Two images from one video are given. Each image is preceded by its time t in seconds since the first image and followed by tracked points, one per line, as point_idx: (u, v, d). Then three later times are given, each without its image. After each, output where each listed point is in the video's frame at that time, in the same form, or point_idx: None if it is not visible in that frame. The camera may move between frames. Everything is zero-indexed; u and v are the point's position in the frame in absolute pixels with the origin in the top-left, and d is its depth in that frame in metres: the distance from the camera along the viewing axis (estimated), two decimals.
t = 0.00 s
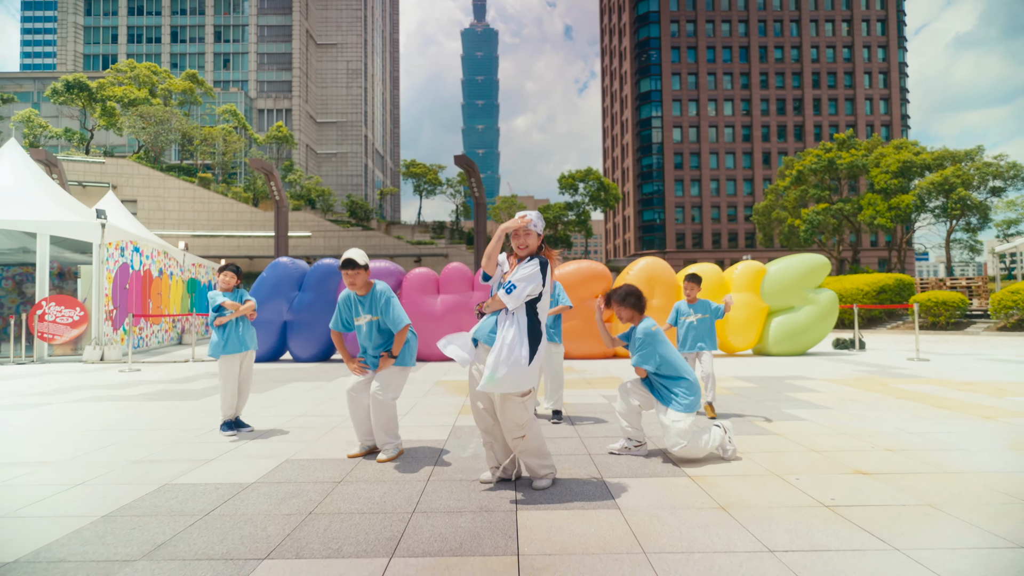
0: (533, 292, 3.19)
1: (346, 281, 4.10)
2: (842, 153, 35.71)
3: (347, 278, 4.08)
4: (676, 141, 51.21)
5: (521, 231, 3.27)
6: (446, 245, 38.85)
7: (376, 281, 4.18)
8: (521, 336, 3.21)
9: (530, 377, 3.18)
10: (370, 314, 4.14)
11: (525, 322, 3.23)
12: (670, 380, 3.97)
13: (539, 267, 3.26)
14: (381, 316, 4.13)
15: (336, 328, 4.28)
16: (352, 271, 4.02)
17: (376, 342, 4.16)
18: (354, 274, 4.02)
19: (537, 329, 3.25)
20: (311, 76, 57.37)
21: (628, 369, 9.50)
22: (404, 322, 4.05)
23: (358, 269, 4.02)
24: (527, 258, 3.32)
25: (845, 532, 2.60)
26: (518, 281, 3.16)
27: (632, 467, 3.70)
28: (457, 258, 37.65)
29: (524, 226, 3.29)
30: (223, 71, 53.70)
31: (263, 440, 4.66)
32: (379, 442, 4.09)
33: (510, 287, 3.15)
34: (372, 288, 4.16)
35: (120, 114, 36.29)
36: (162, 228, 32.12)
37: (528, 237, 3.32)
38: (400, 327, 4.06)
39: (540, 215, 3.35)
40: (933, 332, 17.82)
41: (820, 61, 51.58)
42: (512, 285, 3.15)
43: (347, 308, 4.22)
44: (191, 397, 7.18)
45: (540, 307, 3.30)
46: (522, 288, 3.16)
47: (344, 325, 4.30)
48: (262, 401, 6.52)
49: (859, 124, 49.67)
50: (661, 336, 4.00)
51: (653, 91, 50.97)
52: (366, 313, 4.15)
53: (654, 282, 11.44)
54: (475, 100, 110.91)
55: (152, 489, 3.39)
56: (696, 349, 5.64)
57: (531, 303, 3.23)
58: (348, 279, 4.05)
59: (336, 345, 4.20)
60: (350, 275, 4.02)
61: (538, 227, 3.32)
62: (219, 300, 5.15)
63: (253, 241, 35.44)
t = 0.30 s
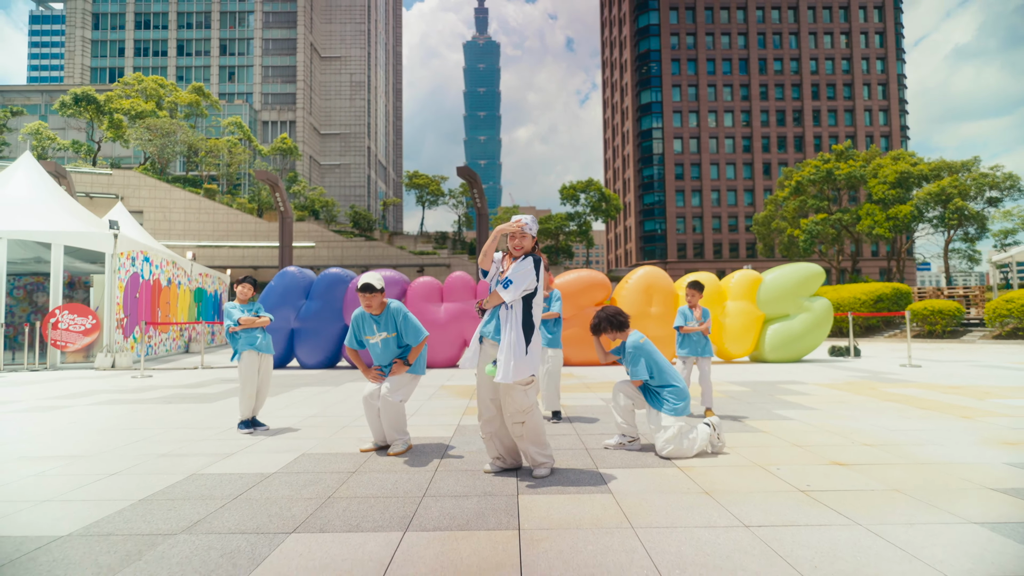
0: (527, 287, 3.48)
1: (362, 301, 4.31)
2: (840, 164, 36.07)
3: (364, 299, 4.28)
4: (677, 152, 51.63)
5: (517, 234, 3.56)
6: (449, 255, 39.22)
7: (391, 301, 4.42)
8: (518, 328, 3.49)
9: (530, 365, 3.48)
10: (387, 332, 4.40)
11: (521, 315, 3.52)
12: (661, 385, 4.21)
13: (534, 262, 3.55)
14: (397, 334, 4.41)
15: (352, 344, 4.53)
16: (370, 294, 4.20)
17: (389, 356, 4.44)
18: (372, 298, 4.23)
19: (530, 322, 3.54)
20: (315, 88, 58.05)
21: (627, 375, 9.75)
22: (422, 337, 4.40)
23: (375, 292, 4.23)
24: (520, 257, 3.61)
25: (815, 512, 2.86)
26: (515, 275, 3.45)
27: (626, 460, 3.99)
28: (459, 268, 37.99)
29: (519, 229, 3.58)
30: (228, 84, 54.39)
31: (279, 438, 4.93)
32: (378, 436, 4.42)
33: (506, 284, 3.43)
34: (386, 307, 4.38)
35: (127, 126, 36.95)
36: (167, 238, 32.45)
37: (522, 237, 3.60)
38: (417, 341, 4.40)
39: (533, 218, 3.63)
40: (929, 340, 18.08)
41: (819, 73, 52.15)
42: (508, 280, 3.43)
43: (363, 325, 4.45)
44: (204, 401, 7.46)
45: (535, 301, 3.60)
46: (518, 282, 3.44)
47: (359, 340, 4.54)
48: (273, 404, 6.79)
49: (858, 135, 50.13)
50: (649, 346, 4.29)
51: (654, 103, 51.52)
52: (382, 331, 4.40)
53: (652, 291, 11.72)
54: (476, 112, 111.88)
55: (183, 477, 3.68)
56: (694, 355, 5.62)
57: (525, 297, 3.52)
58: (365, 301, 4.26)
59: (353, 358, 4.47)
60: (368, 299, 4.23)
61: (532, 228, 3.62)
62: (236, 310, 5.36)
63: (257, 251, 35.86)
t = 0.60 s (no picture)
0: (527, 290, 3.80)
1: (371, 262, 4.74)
2: (837, 172, 36.41)
3: (373, 257, 4.73)
4: (677, 161, 52.05)
5: (502, 241, 3.91)
6: (450, 263, 39.53)
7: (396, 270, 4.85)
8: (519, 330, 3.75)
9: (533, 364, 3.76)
10: (390, 295, 4.72)
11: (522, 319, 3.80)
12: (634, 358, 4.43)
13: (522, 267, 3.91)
14: (400, 300, 4.72)
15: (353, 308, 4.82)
16: (378, 250, 4.67)
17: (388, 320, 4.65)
18: (380, 252, 4.68)
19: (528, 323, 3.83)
20: (317, 98, 58.60)
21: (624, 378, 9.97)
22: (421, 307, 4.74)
23: (385, 250, 4.71)
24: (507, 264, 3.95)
25: (793, 493, 3.08)
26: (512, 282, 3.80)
27: (618, 451, 4.22)
28: (460, 276, 38.29)
29: (503, 238, 3.94)
30: (231, 94, 54.96)
31: (290, 433, 5.17)
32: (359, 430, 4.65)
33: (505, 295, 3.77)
34: (391, 272, 4.79)
35: (132, 136, 37.43)
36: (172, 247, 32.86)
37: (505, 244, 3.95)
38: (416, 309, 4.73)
39: (512, 227, 4.00)
40: (925, 346, 18.29)
41: (817, 82, 52.63)
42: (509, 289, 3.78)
43: (366, 288, 4.76)
44: (214, 402, 7.70)
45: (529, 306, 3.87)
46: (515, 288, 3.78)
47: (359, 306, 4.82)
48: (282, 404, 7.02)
49: (856, 143, 50.56)
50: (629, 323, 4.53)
51: (654, 112, 51.98)
52: (385, 292, 4.73)
53: (650, 296, 11.98)
54: (478, 121, 112.73)
55: (201, 467, 3.90)
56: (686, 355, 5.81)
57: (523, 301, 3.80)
58: (373, 257, 4.68)
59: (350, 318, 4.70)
60: (377, 253, 4.67)
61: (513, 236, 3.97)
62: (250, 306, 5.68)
63: (260, 259, 36.21)
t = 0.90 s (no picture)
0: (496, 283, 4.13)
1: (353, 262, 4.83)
2: (837, 178, 36.47)
3: (355, 258, 4.83)
4: (676, 167, 52.24)
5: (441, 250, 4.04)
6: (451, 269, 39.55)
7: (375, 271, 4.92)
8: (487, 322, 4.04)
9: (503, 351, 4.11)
10: (368, 295, 4.79)
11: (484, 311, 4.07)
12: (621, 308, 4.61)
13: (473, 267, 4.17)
14: (379, 299, 4.80)
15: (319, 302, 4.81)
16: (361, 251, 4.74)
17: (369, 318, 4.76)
18: (362, 254, 4.76)
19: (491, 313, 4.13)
20: (318, 104, 58.84)
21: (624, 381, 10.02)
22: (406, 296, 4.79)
23: (367, 251, 4.79)
24: (455, 271, 4.12)
25: (787, 486, 3.14)
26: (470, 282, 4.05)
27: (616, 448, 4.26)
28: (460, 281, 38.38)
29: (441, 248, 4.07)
30: (233, 101, 55.29)
31: (291, 432, 5.23)
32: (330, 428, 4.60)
33: (466, 300, 4.01)
34: (369, 273, 4.87)
35: (134, 142, 37.70)
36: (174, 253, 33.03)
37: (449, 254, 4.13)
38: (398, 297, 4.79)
39: (450, 236, 4.20)
40: (925, 350, 18.33)
41: (816, 89, 52.84)
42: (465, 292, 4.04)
43: (344, 287, 4.81)
44: (216, 404, 7.75)
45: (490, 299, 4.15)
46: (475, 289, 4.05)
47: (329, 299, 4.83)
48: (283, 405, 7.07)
49: (856, 148, 50.76)
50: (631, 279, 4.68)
51: (654, 118, 52.21)
52: (363, 292, 4.79)
53: (649, 299, 12.03)
54: (478, 127, 113.23)
55: (205, 463, 3.96)
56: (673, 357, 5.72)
57: (484, 297, 4.06)
58: (355, 257, 4.77)
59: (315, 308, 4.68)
60: (358, 255, 4.76)
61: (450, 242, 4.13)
62: (261, 307, 5.85)
63: (261, 264, 36.36)
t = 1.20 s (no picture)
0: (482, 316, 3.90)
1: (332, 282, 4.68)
2: (839, 178, 36.33)
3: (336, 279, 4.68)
4: (677, 167, 52.08)
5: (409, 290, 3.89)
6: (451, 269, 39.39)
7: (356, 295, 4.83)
8: (465, 359, 3.88)
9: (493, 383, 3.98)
10: (345, 320, 4.73)
11: (462, 347, 3.90)
12: (628, 311, 4.44)
13: (451, 301, 3.96)
14: (354, 326, 4.78)
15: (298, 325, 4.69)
16: (342, 278, 4.61)
17: (341, 340, 4.70)
18: (344, 279, 4.63)
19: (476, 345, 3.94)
20: (318, 105, 58.67)
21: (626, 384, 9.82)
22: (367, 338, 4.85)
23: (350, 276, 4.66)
24: (431, 309, 3.97)
25: (807, 498, 2.95)
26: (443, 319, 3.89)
27: (623, 456, 4.06)
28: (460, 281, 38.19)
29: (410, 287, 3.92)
30: (233, 101, 55.18)
31: (283, 437, 5.05)
32: (327, 433, 4.53)
33: (439, 342, 3.87)
34: (350, 296, 4.76)
35: (134, 142, 37.58)
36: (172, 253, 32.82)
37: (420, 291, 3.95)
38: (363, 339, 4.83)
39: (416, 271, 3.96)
40: (929, 351, 18.16)
41: (817, 89, 52.68)
42: (442, 329, 3.88)
43: (322, 307, 4.69)
44: (210, 407, 7.57)
45: (476, 333, 3.95)
46: (450, 327, 3.89)
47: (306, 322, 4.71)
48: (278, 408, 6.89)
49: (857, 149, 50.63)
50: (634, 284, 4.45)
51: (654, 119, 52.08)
52: (340, 316, 4.72)
53: (652, 300, 11.85)
54: (479, 128, 113.15)
55: (192, 471, 3.78)
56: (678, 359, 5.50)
57: (464, 332, 3.90)
58: (337, 280, 4.64)
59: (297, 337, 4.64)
60: (340, 280, 4.62)
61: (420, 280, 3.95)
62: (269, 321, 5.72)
63: (261, 265, 36.21)
